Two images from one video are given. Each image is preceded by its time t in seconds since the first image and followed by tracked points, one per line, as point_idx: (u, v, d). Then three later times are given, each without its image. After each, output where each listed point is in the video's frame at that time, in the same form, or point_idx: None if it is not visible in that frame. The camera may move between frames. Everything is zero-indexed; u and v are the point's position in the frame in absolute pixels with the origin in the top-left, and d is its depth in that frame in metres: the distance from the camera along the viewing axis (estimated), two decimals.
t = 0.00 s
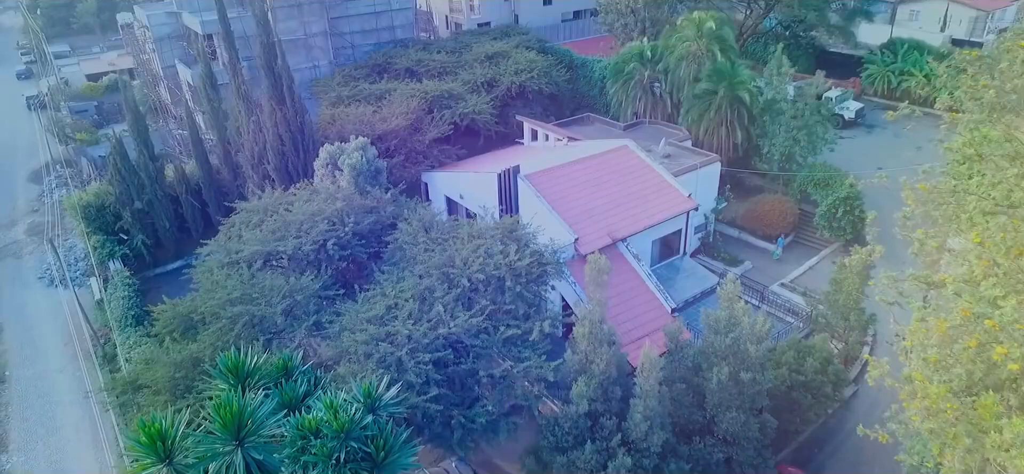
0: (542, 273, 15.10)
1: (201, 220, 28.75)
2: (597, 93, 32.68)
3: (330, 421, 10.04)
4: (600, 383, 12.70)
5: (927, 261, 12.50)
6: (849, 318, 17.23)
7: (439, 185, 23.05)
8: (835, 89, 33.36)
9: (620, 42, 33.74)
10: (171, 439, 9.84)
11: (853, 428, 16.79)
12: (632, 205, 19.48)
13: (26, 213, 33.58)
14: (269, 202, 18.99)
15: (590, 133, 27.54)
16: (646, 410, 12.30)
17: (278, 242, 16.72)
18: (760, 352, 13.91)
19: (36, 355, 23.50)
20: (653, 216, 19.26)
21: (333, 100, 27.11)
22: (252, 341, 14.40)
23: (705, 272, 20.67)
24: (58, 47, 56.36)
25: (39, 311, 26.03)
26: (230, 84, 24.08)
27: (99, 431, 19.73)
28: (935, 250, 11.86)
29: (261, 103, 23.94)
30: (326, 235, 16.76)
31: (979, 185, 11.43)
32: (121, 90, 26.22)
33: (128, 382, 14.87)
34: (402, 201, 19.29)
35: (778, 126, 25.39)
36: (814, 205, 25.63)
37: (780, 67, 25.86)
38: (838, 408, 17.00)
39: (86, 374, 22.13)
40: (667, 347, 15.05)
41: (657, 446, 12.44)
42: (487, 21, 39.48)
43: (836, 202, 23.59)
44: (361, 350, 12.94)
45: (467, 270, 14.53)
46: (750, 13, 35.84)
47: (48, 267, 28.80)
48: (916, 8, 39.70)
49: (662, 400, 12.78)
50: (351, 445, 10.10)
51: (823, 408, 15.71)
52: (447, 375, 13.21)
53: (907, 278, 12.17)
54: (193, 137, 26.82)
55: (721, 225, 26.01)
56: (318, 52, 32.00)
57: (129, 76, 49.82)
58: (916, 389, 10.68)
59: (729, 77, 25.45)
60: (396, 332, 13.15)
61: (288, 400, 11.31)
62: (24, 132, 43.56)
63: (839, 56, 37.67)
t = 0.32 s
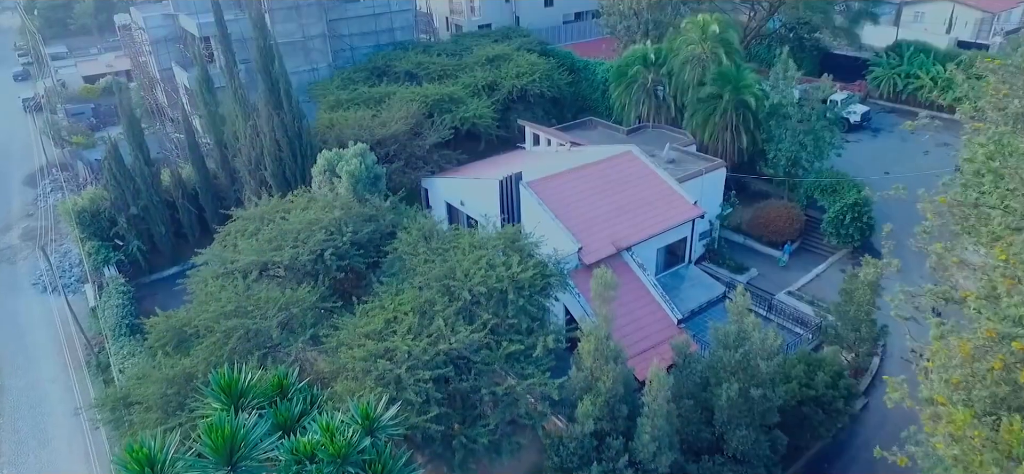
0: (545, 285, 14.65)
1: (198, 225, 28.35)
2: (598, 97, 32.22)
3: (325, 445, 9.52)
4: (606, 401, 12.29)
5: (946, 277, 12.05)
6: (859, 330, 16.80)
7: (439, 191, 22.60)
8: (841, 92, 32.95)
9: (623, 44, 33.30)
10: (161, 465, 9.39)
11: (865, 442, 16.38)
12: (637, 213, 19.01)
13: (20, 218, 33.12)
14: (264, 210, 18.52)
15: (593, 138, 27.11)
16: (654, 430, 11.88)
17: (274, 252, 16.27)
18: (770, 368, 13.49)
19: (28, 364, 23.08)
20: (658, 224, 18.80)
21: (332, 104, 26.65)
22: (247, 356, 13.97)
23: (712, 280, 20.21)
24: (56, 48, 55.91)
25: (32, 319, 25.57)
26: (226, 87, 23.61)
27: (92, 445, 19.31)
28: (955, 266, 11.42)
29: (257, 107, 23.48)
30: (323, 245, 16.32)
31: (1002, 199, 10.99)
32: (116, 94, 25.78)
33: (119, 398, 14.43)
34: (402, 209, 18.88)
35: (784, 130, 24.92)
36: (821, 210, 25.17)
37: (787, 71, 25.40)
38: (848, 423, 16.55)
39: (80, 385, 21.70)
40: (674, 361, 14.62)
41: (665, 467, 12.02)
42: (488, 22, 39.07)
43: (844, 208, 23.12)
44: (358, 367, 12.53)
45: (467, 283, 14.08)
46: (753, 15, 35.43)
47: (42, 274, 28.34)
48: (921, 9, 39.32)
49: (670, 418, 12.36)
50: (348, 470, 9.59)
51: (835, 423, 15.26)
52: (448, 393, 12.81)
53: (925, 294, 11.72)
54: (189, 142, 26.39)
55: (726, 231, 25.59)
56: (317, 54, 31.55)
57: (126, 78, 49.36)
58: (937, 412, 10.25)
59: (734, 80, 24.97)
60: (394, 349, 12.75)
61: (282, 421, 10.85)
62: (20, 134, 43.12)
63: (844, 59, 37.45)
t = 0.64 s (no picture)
0: (549, 298, 14.21)
1: (194, 231, 27.92)
2: (600, 100, 31.78)
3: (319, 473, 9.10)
4: (613, 421, 11.84)
5: (966, 293, 11.62)
6: (871, 343, 16.35)
7: (438, 198, 22.17)
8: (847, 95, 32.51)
9: (626, 47, 32.86)
10: None
11: (878, 458, 15.89)
12: (642, 222, 18.56)
13: (14, 222, 32.66)
14: (261, 219, 18.07)
15: (595, 142, 26.67)
16: (663, 452, 11.48)
17: (270, 263, 15.83)
18: (782, 385, 13.07)
19: (19, 373, 22.61)
20: (664, 233, 18.34)
21: (330, 108, 26.20)
22: (241, 373, 13.57)
23: (718, 290, 19.80)
24: (52, 50, 55.42)
25: (25, 327, 25.12)
26: (223, 91, 23.16)
27: (84, 458, 18.88)
28: (977, 282, 10.98)
29: (254, 112, 23.02)
30: (320, 256, 15.88)
31: None
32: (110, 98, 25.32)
33: (109, 415, 14.02)
34: (402, 218, 18.46)
35: (790, 135, 24.49)
36: (827, 217, 24.74)
37: (793, 75, 24.97)
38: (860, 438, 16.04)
39: (73, 395, 21.27)
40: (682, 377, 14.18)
41: None
42: (489, 24, 38.64)
43: (852, 215, 22.67)
44: (356, 386, 12.14)
45: (469, 297, 13.65)
46: (758, 17, 35.02)
47: (36, 281, 27.89)
48: (926, 11, 38.90)
49: (679, 439, 11.92)
50: None
51: (847, 441, 14.76)
52: (449, 412, 12.42)
53: (945, 311, 11.28)
54: (185, 147, 25.95)
55: (731, 237, 25.15)
56: (315, 57, 31.09)
57: (124, 80, 48.95)
58: (960, 436, 9.83)
59: (740, 84, 24.53)
60: (393, 366, 12.36)
61: (276, 444, 10.48)
62: (16, 136, 42.68)
63: (848, 61, 37.04)
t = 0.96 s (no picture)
0: (553, 313, 13.76)
1: (190, 237, 27.49)
2: (602, 103, 31.36)
3: None
4: (620, 443, 11.39)
5: (987, 311, 11.20)
6: (883, 357, 15.87)
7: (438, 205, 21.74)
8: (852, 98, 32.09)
9: (628, 49, 32.40)
10: None
11: None
12: (648, 231, 18.10)
13: (8, 227, 32.20)
14: (257, 228, 17.61)
15: (598, 147, 26.22)
16: None
17: (265, 275, 15.38)
18: (794, 404, 12.64)
19: (10, 383, 22.17)
20: (670, 242, 17.87)
21: (328, 113, 25.74)
22: (235, 391, 13.15)
23: (724, 300, 19.39)
24: (49, 52, 55.09)
25: (17, 336, 24.64)
26: (219, 95, 22.72)
27: None
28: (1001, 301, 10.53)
29: (251, 116, 22.58)
30: (317, 267, 15.43)
31: None
32: (104, 102, 24.87)
33: (98, 434, 13.60)
34: (402, 228, 18.01)
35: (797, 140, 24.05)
36: (834, 223, 24.29)
37: (799, 79, 24.56)
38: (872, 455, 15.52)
39: (65, 407, 20.81)
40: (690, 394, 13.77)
41: None
42: (489, 26, 38.22)
43: (861, 222, 22.19)
44: (353, 406, 11.75)
45: (470, 312, 13.21)
46: (761, 19, 34.61)
47: (28, 288, 27.41)
48: (930, 13, 38.52)
49: (688, 462, 11.48)
50: None
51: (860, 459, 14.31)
52: (450, 433, 12.03)
53: (966, 331, 10.85)
54: (180, 152, 25.51)
55: (736, 243, 24.69)
56: (314, 60, 30.63)
57: (121, 82, 48.53)
58: (985, 465, 9.39)
59: (746, 88, 24.09)
60: (392, 386, 11.96)
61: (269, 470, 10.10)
62: (10, 139, 42.24)
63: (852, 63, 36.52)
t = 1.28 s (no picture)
0: (558, 331, 13.24)
1: (186, 244, 26.97)
2: (605, 107, 30.85)
3: None
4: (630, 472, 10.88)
5: (1014, 333, 10.70)
6: (899, 374, 15.32)
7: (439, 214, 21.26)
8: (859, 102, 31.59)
9: (631, 52, 31.89)
10: None
11: None
12: (655, 243, 17.57)
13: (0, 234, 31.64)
14: (251, 240, 17.08)
15: (601, 153, 25.70)
16: None
17: (259, 291, 14.86)
18: (810, 429, 12.10)
19: None
20: (679, 254, 17.35)
21: (326, 118, 25.20)
22: (227, 413, 12.66)
23: (732, 313, 18.91)
24: (44, 54, 54.45)
25: (8, 347, 24.06)
26: (214, 101, 22.19)
27: None
28: None
29: (246, 123, 22.06)
30: (313, 282, 14.92)
31: None
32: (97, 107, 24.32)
33: (85, 457, 13.12)
34: (401, 239, 17.48)
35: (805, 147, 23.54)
36: (843, 232, 23.77)
37: (807, 84, 24.05)
38: None
39: (56, 422, 20.28)
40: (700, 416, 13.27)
41: None
42: (490, 28, 37.69)
43: (871, 231, 21.67)
44: (349, 433, 11.28)
45: (472, 330, 12.69)
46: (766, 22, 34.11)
47: (20, 296, 26.85)
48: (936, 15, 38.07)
49: None
50: None
51: None
52: (451, 460, 11.55)
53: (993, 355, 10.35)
54: (175, 158, 24.99)
55: (743, 252, 24.19)
56: (312, 63, 30.11)
57: (116, 85, 47.96)
58: None
59: (753, 93, 23.57)
60: (390, 410, 11.48)
61: None
62: (4, 143, 41.67)
63: (858, 67, 35.95)
